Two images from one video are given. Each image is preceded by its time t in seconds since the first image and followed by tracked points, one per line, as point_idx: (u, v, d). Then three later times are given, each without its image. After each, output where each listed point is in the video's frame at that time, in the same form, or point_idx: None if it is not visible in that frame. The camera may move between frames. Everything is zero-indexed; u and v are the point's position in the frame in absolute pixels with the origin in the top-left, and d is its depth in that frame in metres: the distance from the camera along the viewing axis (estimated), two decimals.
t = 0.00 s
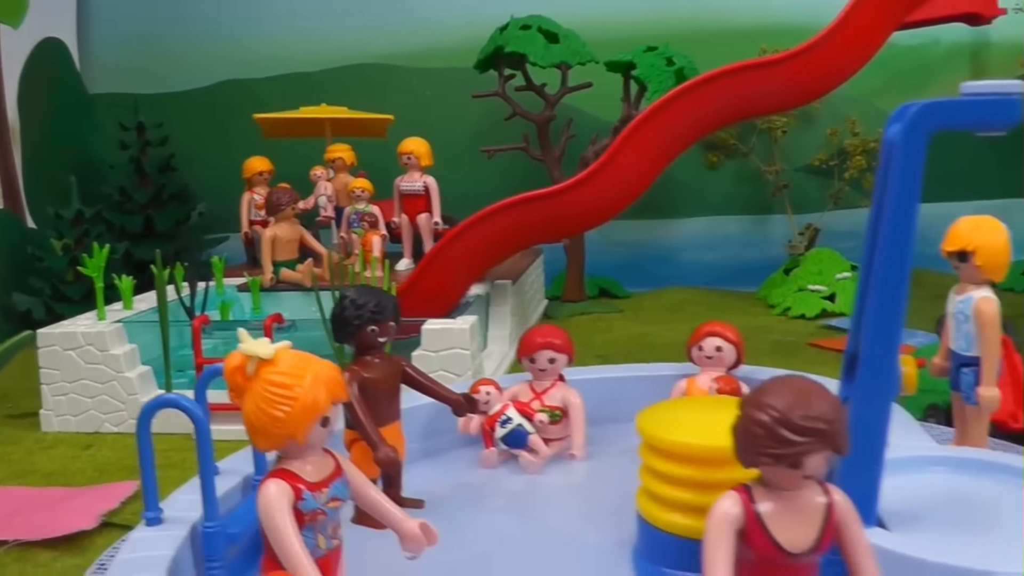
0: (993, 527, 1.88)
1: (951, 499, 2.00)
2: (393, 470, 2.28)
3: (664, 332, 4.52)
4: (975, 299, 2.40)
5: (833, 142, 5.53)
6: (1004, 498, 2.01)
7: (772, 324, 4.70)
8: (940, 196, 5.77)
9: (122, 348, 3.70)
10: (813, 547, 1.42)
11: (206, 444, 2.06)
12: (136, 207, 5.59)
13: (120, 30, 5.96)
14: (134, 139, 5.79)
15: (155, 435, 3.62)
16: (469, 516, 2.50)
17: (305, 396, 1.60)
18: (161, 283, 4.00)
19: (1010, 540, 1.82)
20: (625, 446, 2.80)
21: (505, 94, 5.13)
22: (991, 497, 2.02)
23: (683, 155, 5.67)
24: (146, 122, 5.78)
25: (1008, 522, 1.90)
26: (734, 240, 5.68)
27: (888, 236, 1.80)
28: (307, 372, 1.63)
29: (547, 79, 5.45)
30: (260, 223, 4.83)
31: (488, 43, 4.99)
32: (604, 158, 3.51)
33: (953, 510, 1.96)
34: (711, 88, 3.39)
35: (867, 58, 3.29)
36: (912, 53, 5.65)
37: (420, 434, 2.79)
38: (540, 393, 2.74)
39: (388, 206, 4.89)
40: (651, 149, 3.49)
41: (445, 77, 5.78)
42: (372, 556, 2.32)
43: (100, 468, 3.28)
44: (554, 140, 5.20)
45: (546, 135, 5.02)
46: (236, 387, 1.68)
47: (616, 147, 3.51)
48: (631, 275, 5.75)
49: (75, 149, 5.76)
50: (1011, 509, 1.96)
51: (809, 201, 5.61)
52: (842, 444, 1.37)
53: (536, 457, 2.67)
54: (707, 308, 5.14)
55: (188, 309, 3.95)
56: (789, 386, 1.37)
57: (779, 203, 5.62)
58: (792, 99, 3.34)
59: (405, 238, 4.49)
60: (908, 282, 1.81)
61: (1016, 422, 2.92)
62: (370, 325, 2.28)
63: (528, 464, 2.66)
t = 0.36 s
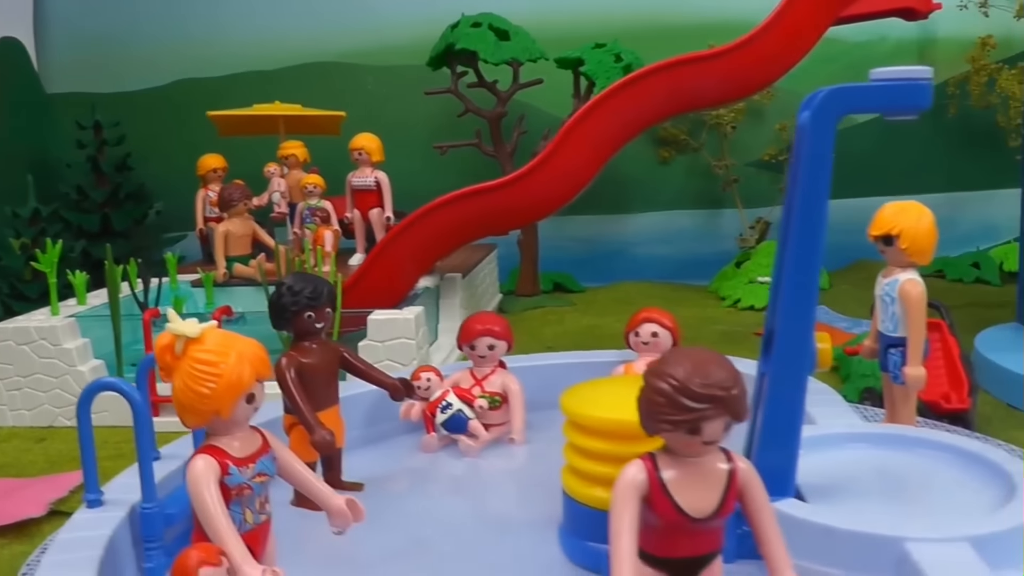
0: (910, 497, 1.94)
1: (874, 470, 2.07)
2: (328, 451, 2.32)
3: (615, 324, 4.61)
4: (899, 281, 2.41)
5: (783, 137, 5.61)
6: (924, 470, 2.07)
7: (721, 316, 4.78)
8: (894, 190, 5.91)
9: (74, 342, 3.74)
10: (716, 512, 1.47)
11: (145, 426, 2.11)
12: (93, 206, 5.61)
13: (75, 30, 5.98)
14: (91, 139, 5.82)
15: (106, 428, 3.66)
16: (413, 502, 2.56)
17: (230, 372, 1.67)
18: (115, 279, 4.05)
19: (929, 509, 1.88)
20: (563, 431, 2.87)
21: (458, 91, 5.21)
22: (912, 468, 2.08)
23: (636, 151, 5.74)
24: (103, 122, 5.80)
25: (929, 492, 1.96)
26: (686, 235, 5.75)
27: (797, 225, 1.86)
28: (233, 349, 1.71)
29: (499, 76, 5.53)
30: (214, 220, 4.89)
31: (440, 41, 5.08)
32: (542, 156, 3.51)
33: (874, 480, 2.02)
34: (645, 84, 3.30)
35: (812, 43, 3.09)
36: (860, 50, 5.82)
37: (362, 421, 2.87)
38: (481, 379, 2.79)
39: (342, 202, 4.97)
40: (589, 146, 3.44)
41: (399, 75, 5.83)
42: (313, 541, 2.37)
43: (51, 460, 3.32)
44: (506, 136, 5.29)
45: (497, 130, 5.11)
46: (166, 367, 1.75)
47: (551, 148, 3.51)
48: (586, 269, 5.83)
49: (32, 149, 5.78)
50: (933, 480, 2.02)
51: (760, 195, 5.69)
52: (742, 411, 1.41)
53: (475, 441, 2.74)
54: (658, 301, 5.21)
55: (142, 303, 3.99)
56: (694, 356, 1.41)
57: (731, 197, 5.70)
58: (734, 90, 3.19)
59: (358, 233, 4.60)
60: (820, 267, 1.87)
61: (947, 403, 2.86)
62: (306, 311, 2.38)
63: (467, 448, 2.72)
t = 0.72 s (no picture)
0: (850, 468, 1.98)
1: (820, 444, 2.10)
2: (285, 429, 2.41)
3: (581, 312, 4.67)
4: (846, 263, 2.43)
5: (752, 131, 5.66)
6: (867, 442, 2.11)
7: (688, 305, 4.85)
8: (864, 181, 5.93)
9: (45, 330, 3.77)
10: (644, 477, 1.52)
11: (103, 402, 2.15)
12: (68, 198, 5.66)
13: (48, 23, 6.00)
14: (65, 132, 5.85)
15: (76, 414, 3.70)
16: (371, 483, 2.62)
17: (180, 344, 1.73)
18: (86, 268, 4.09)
19: (868, 479, 1.93)
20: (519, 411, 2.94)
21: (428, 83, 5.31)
22: (856, 441, 2.12)
23: (604, 142, 5.80)
24: (77, 115, 5.83)
25: (868, 463, 2.01)
26: (656, 226, 5.82)
27: (734, 204, 1.88)
28: (183, 322, 1.77)
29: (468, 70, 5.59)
30: (186, 211, 4.94)
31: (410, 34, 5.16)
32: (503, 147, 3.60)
33: (820, 454, 2.05)
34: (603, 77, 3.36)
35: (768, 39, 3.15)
36: (827, 43, 5.82)
37: (323, 403, 2.97)
38: (440, 361, 2.87)
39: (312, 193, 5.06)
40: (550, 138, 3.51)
41: (371, 67, 5.92)
42: (271, 518, 2.44)
43: (21, 445, 3.37)
44: (475, 128, 5.36)
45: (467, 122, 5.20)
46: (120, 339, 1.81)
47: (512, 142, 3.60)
48: (557, 260, 5.87)
49: (9, 142, 5.81)
50: (876, 454, 2.05)
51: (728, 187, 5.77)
52: (667, 378, 1.47)
53: (433, 422, 2.81)
54: (627, 291, 5.28)
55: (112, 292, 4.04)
56: (622, 325, 1.47)
57: (699, 190, 5.78)
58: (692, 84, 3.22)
59: (327, 223, 4.68)
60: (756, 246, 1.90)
61: (898, 382, 2.86)
62: (264, 291, 2.48)
63: (425, 429, 2.79)
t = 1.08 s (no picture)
0: (803, 447, 2.02)
1: (779, 428, 2.12)
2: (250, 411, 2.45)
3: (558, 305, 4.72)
4: (806, 249, 2.46)
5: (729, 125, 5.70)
6: (822, 426, 2.15)
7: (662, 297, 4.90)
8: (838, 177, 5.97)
9: (23, 319, 3.81)
10: (590, 452, 1.56)
11: (72, 383, 2.19)
12: (50, 190, 5.68)
13: (30, 16, 6.02)
14: (47, 124, 5.87)
15: (53, 403, 3.74)
16: (337, 467, 2.66)
17: (143, 323, 1.78)
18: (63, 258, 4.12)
19: (822, 458, 1.96)
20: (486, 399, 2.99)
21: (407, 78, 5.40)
22: (813, 424, 2.14)
23: (583, 137, 5.86)
24: (59, 107, 5.86)
25: (824, 443, 2.04)
26: (633, 221, 5.88)
27: (687, 186, 1.92)
28: (146, 302, 1.81)
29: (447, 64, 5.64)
30: (166, 202, 4.99)
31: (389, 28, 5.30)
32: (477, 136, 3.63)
33: (778, 437, 2.07)
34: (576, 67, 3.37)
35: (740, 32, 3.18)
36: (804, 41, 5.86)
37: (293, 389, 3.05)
38: (408, 348, 2.94)
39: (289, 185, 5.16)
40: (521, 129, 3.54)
41: (351, 62, 5.97)
42: (240, 500, 2.49)
43: None
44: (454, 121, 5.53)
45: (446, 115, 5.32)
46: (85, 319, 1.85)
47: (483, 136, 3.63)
48: (536, 254, 5.91)
49: None
50: (834, 437, 2.07)
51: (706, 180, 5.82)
52: (612, 354, 1.51)
53: (400, 407, 2.87)
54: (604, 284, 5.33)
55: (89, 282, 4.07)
56: (571, 302, 1.51)
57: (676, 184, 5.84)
58: (664, 76, 3.24)
59: (304, 214, 4.81)
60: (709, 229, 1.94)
61: (861, 371, 2.87)
62: (232, 276, 2.53)
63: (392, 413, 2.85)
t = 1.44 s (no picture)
0: (736, 427, 2.07)
1: (714, 409, 2.17)
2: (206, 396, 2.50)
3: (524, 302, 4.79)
4: (750, 242, 2.50)
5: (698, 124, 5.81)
6: (757, 409, 2.20)
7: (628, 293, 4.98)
8: (805, 176, 6.02)
9: None
10: (516, 429, 1.63)
11: (31, 368, 2.23)
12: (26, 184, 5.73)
13: (7, 12, 6.07)
14: (24, 119, 5.92)
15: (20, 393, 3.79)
16: (293, 453, 2.72)
17: (93, 305, 1.83)
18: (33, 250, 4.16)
19: (752, 439, 2.01)
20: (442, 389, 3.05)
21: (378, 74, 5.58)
22: (748, 408, 2.19)
23: (554, 135, 5.92)
24: (35, 102, 5.90)
25: (756, 425, 2.09)
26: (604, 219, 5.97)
27: (623, 177, 1.97)
28: (96, 285, 1.86)
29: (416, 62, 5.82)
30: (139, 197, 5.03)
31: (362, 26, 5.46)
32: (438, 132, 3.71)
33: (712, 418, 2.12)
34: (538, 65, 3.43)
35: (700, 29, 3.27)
36: (773, 42, 5.92)
37: (253, 378, 3.11)
38: (365, 339, 3.00)
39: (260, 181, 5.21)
40: (482, 126, 3.60)
41: (326, 60, 6.04)
42: (194, 484, 2.54)
43: None
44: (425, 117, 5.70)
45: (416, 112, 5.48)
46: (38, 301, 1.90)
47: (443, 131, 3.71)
48: (507, 251, 5.98)
49: None
50: (767, 419, 2.12)
51: (674, 178, 5.91)
52: (535, 335, 1.56)
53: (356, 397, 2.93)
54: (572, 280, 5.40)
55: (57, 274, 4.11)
56: (498, 286, 1.56)
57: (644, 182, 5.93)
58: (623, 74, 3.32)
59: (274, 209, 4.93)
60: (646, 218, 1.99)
61: (809, 362, 2.92)
62: (188, 265, 2.58)
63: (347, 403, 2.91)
